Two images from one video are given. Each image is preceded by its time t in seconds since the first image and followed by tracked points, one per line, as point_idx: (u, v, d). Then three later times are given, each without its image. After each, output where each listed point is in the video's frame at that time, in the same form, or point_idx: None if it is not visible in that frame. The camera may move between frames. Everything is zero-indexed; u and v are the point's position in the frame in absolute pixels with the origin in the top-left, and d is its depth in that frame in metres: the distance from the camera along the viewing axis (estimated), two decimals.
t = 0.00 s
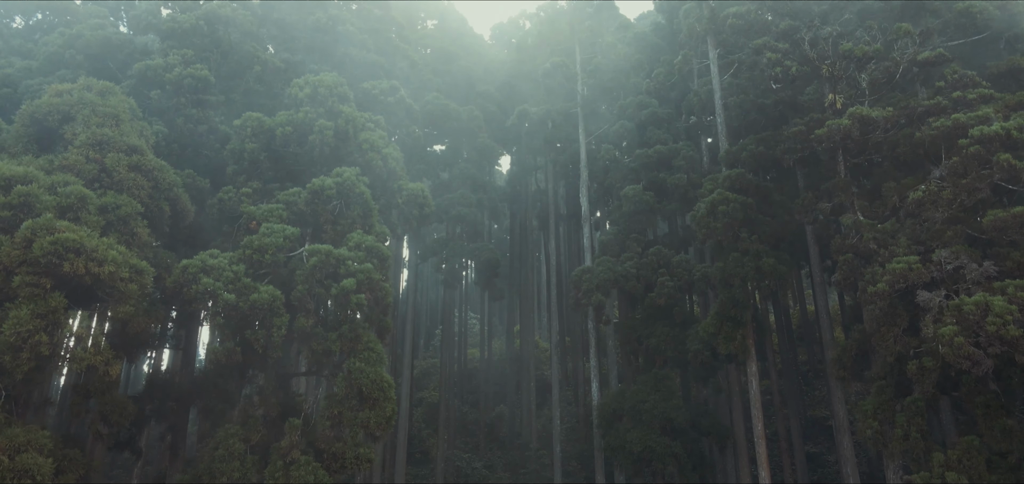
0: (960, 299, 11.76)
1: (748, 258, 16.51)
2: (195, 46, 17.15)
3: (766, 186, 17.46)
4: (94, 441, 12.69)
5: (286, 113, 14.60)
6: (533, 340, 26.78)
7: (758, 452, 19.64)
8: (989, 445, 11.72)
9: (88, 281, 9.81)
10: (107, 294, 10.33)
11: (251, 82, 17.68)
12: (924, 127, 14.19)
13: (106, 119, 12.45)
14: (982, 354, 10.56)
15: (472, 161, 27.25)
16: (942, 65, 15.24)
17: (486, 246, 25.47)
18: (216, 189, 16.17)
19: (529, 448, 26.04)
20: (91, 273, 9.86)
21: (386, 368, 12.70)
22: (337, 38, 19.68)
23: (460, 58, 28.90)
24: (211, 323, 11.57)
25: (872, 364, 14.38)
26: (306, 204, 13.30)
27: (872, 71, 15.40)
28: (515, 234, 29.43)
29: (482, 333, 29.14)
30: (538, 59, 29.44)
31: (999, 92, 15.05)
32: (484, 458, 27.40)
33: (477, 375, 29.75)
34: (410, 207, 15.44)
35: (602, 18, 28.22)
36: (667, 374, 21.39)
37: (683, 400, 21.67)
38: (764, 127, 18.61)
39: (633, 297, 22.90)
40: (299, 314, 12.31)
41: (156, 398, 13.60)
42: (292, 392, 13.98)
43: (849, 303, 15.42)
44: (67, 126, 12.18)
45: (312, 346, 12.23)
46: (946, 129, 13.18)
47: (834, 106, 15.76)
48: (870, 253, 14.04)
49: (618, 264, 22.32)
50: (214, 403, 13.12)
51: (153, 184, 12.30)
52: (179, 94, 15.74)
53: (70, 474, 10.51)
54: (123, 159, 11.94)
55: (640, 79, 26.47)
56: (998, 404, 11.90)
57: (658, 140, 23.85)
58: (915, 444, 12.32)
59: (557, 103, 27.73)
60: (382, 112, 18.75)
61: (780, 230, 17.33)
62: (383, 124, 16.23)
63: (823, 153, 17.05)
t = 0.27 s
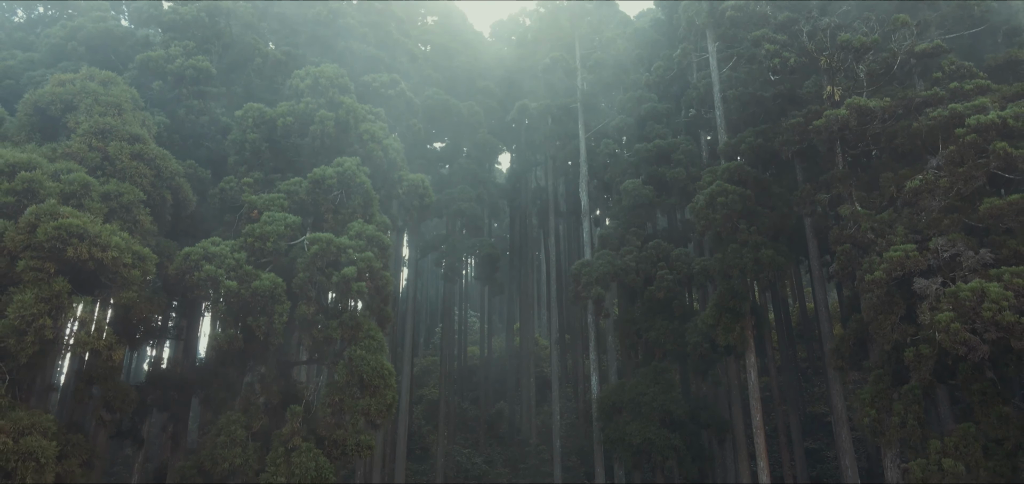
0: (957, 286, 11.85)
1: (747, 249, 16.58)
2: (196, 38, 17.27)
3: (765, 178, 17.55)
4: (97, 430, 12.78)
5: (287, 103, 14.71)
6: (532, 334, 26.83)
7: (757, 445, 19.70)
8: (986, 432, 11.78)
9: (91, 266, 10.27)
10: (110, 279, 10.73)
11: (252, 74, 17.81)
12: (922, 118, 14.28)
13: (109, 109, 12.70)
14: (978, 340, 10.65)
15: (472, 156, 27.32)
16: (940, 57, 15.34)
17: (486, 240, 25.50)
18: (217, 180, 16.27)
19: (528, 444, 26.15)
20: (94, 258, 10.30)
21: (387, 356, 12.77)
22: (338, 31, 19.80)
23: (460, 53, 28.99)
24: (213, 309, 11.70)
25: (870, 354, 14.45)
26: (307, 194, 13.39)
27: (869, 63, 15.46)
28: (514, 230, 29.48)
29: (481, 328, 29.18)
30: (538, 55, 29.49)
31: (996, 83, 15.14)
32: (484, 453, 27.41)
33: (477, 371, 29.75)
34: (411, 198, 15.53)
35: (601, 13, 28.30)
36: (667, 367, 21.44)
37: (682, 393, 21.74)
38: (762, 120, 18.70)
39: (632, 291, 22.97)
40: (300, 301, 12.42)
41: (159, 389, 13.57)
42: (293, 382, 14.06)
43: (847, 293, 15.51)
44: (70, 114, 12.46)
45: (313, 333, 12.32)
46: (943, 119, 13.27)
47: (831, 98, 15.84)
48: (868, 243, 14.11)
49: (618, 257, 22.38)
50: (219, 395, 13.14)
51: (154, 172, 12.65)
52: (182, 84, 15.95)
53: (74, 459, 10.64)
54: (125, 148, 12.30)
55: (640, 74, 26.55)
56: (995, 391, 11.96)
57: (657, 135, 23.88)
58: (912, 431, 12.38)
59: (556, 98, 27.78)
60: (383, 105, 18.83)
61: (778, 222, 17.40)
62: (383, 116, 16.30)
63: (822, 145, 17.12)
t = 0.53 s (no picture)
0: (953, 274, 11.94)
1: (746, 241, 16.66)
2: (197, 30, 17.39)
3: (763, 170, 17.64)
4: (100, 418, 12.86)
5: (288, 94, 14.76)
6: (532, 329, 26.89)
7: (756, 437, 19.78)
8: (982, 419, 11.86)
9: (95, 252, 10.50)
10: (114, 265, 10.97)
11: (253, 66, 17.89)
12: (919, 108, 14.36)
13: (111, 98, 12.93)
14: (974, 326, 10.75)
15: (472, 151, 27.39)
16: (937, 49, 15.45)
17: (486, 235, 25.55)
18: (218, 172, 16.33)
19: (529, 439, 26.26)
20: (98, 244, 10.54)
21: (387, 344, 12.84)
22: (338, 24, 19.87)
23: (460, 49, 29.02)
24: (215, 297, 11.81)
25: (867, 344, 14.55)
26: (308, 183, 13.48)
27: (867, 54, 15.67)
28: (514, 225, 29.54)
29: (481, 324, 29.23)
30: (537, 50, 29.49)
31: (992, 75, 15.25)
32: (484, 449, 27.44)
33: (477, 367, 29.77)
34: (411, 188, 15.63)
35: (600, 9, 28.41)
36: (666, 360, 21.51)
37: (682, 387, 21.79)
38: (761, 112, 18.79)
39: (631, 285, 23.03)
40: (301, 289, 12.53)
41: (161, 379, 13.60)
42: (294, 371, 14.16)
43: (844, 284, 15.60)
44: (74, 103, 12.68)
45: (315, 320, 12.43)
46: (940, 109, 13.34)
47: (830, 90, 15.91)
48: (866, 233, 14.18)
49: (618, 251, 22.43)
50: (222, 387, 13.10)
51: (157, 160, 12.91)
52: (183, 76, 16.07)
53: (76, 444, 10.74)
54: (128, 136, 12.51)
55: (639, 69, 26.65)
56: (991, 378, 12.05)
57: (656, 130, 23.94)
58: (909, 419, 12.47)
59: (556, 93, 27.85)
60: (383, 98, 18.90)
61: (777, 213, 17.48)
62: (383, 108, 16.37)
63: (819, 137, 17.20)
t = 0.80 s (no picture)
0: (950, 262, 12.03)
1: (744, 232, 16.73)
2: (199, 22, 17.70)
3: (762, 162, 17.73)
4: (101, 406, 12.91)
5: (289, 85, 14.93)
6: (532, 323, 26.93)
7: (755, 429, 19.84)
8: (979, 406, 11.92)
9: (99, 237, 10.70)
10: (116, 251, 11.21)
11: (255, 58, 18.11)
12: (916, 99, 14.46)
13: (114, 88, 13.14)
14: (971, 312, 10.83)
15: (472, 145, 27.46)
16: (935, 41, 15.54)
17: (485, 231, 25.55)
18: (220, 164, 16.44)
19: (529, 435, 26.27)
20: (101, 230, 10.72)
21: (388, 333, 12.90)
22: (339, 18, 20.02)
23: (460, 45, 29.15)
24: (216, 284, 11.92)
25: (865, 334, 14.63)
26: (308, 173, 13.58)
27: (866, 45, 15.89)
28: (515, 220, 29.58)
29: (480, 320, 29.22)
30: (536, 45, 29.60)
31: (990, 67, 15.33)
32: (485, 445, 27.43)
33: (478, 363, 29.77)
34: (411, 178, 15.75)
35: (600, 4, 28.52)
36: (666, 353, 21.55)
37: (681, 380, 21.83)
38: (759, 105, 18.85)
39: (631, 278, 23.08)
40: (302, 277, 12.67)
41: (163, 368, 13.73)
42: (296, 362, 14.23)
43: (843, 275, 15.67)
44: (77, 93, 12.88)
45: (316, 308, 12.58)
46: (938, 99, 13.42)
47: (828, 82, 16.03)
48: (864, 223, 14.26)
49: (617, 245, 22.47)
50: (221, 378, 13.07)
51: (159, 149, 13.14)
52: (183, 67, 16.41)
53: (79, 430, 10.87)
54: (130, 125, 12.72)
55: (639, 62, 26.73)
56: (988, 366, 12.12)
57: (656, 124, 24.01)
58: (907, 407, 12.54)
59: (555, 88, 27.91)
60: (383, 91, 18.97)
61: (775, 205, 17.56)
62: (383, 100, 16.45)
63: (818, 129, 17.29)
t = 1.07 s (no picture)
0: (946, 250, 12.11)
1: (743, 224, 16.82)
2: (201, 14, 17.81)
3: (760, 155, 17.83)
4: (104, 394, 13.01)
5: (290, 77, 15.09)
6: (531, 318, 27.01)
7: (754, 422, 19.90)
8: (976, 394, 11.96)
9: (102, 223, 10.88)
10: (119, 237, 11.40)
11: (256, 51, 18.22)
12: (913, 90, 14.55)
13: (116, 78, 13.31)
14: (966, 299, 10.92)
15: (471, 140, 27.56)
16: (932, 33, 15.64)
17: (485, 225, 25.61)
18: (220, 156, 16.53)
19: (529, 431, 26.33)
20: (104, 217, 10.87)
21: (388, 322, 12.99)
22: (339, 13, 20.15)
23: (460, 41, 29.26)
24: (218, 271, 12.05)
25: (863, 325, 14.70)
26: (309, 163, 13.67)
27: (863, 37, 16.07)
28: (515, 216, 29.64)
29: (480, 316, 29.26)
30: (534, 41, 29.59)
31: (987, 59, 15.41)
32: (485, 441, 27.48)
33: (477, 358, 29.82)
34: (411, 169, 15.87)
35: None
36: (665, 347, 21.61)
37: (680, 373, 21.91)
38: (758, 98, 18.94)
39: (630, 273, 23.16)
40: (303, 265, 12.78)
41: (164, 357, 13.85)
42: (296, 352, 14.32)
43: (841, 266, 15.75)
44: (79, 82, 13.03)
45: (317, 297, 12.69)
46: (935, 90, 13.50)
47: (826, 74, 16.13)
48: (861, 213, 14.36)
49: (617, 239, 22.54)
50: (221, 368, 13.14)
51: (161, 138, 13.33)
52: (184, 57, 16.50)
53: (82, 416, 11.01)
54: (133, 114, 12.89)
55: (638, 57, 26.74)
56: (985, 355, 12.17)
57: (655, 119, 24.10)
58: (904, 395, 12.60)
59: (555, 84, 28.00)
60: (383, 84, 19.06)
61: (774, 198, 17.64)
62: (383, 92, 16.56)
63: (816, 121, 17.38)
